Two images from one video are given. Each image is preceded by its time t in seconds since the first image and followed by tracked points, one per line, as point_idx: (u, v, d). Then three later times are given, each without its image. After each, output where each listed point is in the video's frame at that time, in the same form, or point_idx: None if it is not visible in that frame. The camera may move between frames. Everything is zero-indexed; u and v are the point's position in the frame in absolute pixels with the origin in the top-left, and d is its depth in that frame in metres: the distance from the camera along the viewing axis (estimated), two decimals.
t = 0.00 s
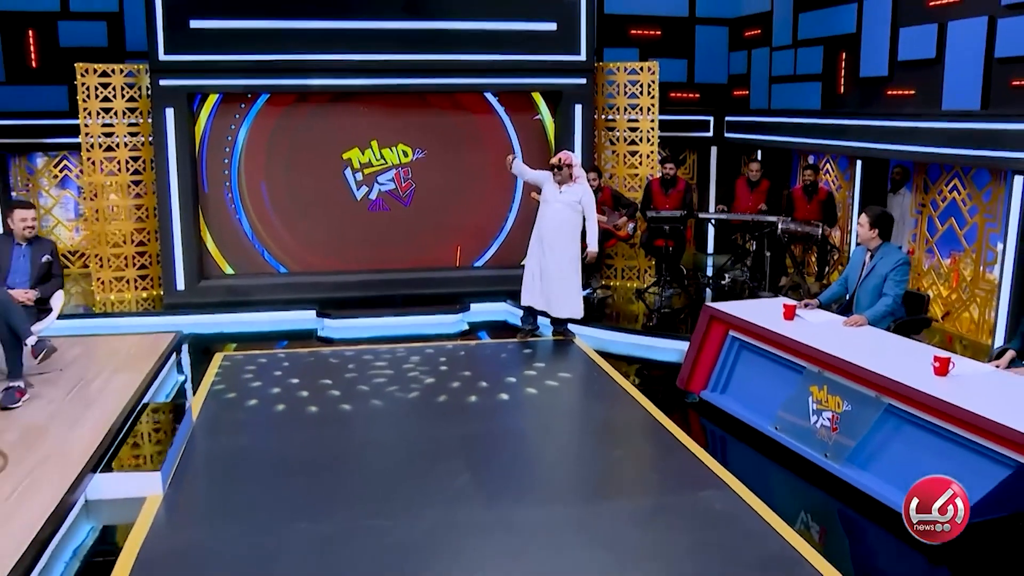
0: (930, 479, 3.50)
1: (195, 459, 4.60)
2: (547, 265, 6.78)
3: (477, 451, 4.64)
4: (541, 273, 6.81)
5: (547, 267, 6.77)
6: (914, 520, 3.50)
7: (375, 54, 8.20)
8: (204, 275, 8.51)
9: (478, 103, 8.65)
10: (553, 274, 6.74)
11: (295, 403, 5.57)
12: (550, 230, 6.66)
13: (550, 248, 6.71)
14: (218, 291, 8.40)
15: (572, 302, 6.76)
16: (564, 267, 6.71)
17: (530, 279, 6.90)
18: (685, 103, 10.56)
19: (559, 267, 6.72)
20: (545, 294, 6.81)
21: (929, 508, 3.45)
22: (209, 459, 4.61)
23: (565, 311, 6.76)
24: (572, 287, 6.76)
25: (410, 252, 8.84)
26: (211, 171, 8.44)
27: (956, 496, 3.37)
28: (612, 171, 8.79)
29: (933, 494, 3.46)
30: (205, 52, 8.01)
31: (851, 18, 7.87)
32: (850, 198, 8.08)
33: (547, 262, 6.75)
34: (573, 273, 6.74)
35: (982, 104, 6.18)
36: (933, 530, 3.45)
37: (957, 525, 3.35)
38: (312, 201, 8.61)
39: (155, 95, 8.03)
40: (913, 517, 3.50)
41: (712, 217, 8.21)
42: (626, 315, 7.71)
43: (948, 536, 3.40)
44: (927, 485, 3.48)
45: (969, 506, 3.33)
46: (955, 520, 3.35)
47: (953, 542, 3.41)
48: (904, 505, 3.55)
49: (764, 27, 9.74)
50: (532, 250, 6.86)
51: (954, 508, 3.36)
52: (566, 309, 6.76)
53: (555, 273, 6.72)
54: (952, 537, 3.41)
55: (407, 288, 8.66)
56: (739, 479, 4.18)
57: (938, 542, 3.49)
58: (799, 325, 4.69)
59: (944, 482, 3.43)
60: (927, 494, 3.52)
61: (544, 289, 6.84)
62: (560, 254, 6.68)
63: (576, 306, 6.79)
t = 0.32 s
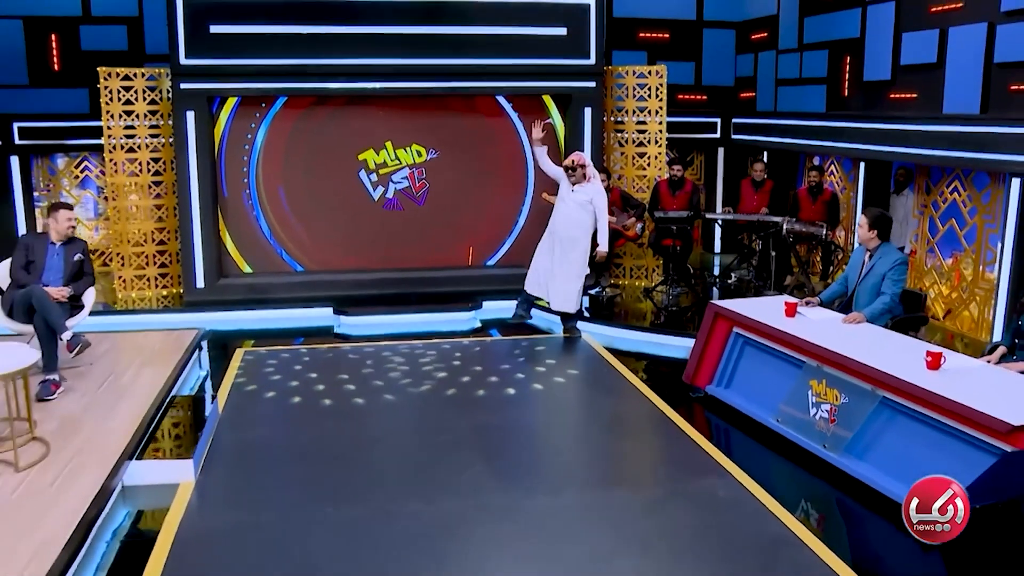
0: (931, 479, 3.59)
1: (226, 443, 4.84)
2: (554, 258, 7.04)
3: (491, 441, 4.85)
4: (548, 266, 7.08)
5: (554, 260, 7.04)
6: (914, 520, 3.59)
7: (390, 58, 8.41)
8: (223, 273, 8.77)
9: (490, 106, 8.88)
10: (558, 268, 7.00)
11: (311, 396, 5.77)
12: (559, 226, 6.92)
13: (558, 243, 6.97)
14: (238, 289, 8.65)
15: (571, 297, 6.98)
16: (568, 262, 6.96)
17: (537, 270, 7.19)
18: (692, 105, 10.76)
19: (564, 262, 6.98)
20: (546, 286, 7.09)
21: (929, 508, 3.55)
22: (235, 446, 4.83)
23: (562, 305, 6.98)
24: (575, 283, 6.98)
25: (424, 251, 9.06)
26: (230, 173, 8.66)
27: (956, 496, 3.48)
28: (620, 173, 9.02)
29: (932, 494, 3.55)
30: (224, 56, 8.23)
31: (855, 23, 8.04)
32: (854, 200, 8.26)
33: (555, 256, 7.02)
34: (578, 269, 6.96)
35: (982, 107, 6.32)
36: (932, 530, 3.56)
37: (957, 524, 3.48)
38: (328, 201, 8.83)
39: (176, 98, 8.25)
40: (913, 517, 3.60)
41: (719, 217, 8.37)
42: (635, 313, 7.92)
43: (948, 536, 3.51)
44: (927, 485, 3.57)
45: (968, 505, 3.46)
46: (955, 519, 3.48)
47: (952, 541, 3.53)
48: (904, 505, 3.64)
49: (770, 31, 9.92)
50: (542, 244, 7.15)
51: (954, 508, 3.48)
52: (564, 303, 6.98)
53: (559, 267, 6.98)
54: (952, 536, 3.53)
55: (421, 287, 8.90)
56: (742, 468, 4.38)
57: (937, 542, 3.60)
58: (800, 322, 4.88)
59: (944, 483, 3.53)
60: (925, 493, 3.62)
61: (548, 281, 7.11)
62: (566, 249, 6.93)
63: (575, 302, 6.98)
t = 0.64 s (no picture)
0: (931, 480, 3.70)
1: (252, 435, 5.05)
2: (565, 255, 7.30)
3: (504, 433, 5.05)
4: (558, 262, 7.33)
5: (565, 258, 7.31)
6: (914, 520, 3.71)
7: (405, 62, 8.62)
8: (242, 272, 8.99)
9: (502, 108, 9.09)
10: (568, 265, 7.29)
11: (329, 391, 5.98)
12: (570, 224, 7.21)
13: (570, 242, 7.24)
14: (257, 287, 8.87)
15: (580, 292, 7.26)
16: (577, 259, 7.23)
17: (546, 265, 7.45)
18: (701, 107, 10.95)
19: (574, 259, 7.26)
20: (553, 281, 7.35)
21: (929, 509, 3.66)
22: (259, 437, 5.04)
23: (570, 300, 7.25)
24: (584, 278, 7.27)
25: (438, 250, 9.29)
26: (249, 174, 8.87)
27: (956, 497, 3.59)
28: (630, 174, 9.19)
29: (932, 495, 3.66)
30: (244, 60, 8.44)
31: (860, 27, 8.22)
32: (859, 201, 8.43)
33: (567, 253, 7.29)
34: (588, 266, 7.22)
35: (982, 111, 6.49)
36: (932, 530, 3.65)
37: (956, 525, 3.59)
38: (344, 202, 9.05)
39: (197, 101, 8.47)
40: (913, 517, 3.71)
41: (727, 217, 8.55)
42: (644, 311, 8.12)
43: (948, 536, 3.61)
44: (928, 486, 3.68)
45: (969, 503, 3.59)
46: (955, 520, 3.59)
47: (952, 542, 3.62)
48: (904, 505, 3.75)
49: (778, 34, 10.10)
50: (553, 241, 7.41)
51: (954, 509, 3.59)
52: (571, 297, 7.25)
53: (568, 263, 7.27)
54: (951, 537, 3.62)
55: (434, 285, 9.12)
56: (745, 459, 4.57)
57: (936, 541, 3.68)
58: (801, 319, 5.06)
59: (944, 483, 3.63)
60: (925, 493, 3.72)
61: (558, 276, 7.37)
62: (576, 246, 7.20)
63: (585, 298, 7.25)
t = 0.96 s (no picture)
0: (930, 481, 3.92)
1: (275, 427, 5.26)
2: (585, 259, 7.54)
3: (517, 426, 5.25)
4: (579, 267, 7.53)
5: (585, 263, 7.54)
6: (914, 521, 3.83)
7: (420, 65, 8.82)
8: (261, 270, 9.20)
9: (515, 111, 9.30)
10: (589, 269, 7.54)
11: (348, 385, 6.19)
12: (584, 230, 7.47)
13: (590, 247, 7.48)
14: (277, 284, 9.06)
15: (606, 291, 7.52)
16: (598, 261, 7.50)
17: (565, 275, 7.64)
18: (710, 108, 11.12)
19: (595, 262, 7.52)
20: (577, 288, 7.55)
21: (930, 509, 3.82)
22: (282, 429, 5.25)
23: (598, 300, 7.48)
24: (607, 279, 7.56)
25: (452, 249, 9.50)
26: (268, 174, 9.10)
27: (956, 497, 3.82)
28: (640, 174, 9.35)
29: (933, 496, 3.86)
30: (263, 64, 8.65)
31: (866, 31, 8.38)
32: (865, 202, 8.57)
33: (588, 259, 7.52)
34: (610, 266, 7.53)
35: (984, 114, 6.64)
36: (932, 530, 3.76)
37: (955, 525, 3.75)
38: (361, 202, 9.28)
39: (218, 104, 8.68)
40: (913, 518, 3.84)
41: (735, 217, 8.72)
42: (653, 309, 8.30)
43: (948, 535, 3.72)
44: (930, 486, 3.89)
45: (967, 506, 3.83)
46: (954, 520, 3.76)
47: (952, 541, 3.70)
48: (905, 507, 3.91)
49: (787, 36, 10.26)
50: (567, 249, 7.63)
51: (953, 508, 3.78)
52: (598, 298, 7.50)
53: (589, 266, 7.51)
54: (951, 537, 3.72)
55: (449, 284, 9.33)
56: (747, 451, 4.76)
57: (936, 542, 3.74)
58: (803, 317, 5.23)
59: (944, 482, 3.88)
60: (925, 496, 3.90)
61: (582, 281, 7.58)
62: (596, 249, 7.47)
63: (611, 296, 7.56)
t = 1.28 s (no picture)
0: (930, 481, 4.01)
1: (297, 420, 5.48)
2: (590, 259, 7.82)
3: (529, 420, 5.44)
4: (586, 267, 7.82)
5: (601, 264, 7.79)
6: (914, 521, 3.92)
7: (435, 69, 9.02)
8: (279, 269, 9.43)
9: (528, 113, 9.51)
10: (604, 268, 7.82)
11: (366, 378, 6.42)
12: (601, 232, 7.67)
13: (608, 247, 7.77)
14: (294, 283, 9.29)
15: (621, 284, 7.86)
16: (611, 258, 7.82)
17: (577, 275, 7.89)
18: (721, 110, 11.29)
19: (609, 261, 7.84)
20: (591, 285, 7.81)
21: (930, 509, 3.89)
22: (303, 420, 5.47)
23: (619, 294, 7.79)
24: (617, 273, 7.88)
25: (465, 248, 9.72)
26: (286, 175, 9.33)
27: (956, 497, 3.88)
28: (651, 175, 9.52)
29: (933, 496, 3.94)
30: (282, 68, 8.86)
31: (873, 34, 8.52)
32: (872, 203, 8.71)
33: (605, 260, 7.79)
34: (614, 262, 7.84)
35: (986, 117, 6.78)
36: (932, 531, 3.84)
37: (955, 525, 3.83)
38: (377, 203, 9.51)
39: (239, 106, 8.90)
40: (914, 519, 3.92)
41: (745, 217, 8.88)
42: (663, 307, 8.48)
43: (948, 536, 3.80)
44: (929, 486, 3.98)
45: (968, 506, 3.89)
46: (954, 520, 3.84)
47: (952, 542, 3.78)
48: (905, 507, 3.99)
49: (797, 39, 10.41)
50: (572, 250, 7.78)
51: (953, 508, 3.85)
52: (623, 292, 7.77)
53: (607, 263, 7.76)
54: (951, 537, 3.80)
55: (463, 282, 9.54)
56: (749, 443, 4.94)
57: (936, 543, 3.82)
58: (805, 314, 5.41)
59: (944, 483, 3.98)
60: (925, 497, 3.98)
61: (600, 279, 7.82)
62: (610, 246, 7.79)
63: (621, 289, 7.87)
